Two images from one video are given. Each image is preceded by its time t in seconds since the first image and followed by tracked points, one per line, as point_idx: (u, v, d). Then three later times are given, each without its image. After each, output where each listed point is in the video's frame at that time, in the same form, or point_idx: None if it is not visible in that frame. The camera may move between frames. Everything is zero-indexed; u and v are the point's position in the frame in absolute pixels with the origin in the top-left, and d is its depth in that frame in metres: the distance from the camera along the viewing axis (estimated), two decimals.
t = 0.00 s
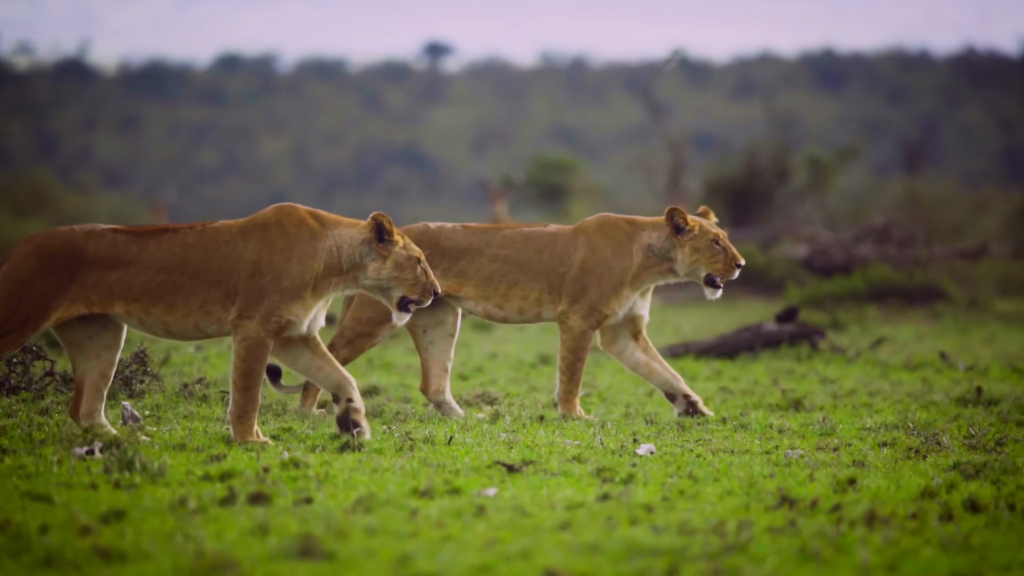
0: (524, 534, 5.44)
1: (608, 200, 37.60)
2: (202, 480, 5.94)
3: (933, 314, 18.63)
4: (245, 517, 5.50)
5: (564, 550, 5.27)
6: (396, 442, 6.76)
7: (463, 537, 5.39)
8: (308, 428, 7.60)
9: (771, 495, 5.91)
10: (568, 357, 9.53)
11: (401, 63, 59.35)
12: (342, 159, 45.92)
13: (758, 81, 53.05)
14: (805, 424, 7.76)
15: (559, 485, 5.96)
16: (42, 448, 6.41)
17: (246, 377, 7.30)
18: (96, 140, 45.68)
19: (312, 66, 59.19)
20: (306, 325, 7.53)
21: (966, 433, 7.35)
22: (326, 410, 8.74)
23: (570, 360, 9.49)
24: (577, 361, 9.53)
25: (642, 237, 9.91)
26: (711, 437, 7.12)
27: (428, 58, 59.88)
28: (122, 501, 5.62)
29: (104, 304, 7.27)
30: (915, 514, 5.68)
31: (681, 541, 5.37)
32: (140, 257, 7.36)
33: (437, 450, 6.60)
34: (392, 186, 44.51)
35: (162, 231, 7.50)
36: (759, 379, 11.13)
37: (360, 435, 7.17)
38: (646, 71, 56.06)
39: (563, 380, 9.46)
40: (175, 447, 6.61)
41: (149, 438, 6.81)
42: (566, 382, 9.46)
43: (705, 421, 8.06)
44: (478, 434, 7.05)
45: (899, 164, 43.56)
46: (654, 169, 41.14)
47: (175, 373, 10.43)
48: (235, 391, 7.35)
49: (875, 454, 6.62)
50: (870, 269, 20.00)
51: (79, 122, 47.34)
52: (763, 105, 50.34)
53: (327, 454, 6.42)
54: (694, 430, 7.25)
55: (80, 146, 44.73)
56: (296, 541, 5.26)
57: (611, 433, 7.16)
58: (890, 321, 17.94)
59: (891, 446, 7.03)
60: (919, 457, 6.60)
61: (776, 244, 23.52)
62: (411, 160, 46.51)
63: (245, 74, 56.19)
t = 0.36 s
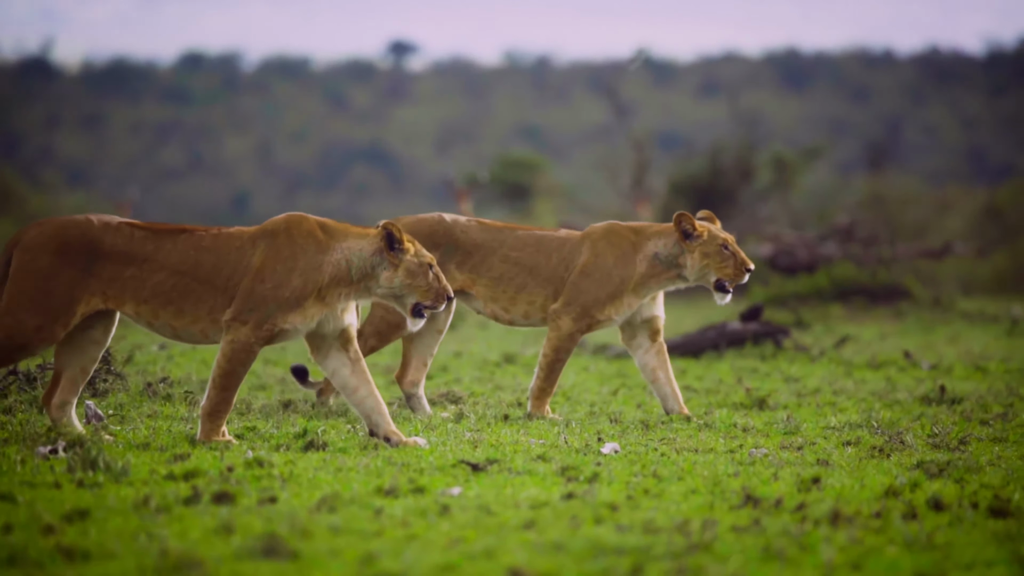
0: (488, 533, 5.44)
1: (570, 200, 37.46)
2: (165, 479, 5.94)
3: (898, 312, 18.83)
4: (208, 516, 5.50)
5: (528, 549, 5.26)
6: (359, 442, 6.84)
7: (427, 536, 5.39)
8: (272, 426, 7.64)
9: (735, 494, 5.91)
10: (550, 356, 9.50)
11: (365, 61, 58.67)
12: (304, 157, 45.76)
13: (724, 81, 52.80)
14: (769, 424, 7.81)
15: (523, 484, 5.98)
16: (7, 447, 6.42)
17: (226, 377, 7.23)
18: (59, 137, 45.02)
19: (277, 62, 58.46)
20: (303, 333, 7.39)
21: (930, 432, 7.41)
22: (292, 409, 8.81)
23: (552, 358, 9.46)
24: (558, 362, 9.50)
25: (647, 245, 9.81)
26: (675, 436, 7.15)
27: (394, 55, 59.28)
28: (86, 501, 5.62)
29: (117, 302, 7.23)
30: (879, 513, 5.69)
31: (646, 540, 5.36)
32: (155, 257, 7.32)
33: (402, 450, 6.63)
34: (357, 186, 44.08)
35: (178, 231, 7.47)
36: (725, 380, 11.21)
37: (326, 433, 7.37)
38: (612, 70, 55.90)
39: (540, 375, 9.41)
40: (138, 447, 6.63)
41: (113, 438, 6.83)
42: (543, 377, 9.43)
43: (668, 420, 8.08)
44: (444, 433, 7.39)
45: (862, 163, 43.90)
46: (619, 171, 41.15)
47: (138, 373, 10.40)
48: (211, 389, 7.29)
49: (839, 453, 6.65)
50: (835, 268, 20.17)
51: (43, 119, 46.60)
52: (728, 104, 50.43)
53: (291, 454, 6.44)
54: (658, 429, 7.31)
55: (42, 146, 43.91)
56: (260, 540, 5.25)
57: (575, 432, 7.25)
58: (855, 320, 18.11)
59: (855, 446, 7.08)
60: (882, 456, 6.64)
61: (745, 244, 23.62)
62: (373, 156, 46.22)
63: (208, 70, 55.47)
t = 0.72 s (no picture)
0: (450, 531, 5.42)
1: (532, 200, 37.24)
2: (126, 478, 5.94)
3: (858, 312, 19.00)
4: (170, 515, 5.49)
5: (489, 547, 5.25)
6: (321, 441, 6.91)
7: (388, 534, 5.37)
8: (234, 425, 7.68)
9: (697, 492, 5.95)
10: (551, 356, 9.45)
11: (326, 61, 58.03)
12: (267, 154, 45.21)
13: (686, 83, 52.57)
14: (732, 421, 8.00)
15: (485, 482, 6.00)
16: None
17: (218, 377, 7.11)
18: (18, 133, 43.67)
19: (238, 62, 57.74)
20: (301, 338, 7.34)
21: (890, 430, 7.61)
22: (254, 407, 8.82)
23: (552, 359, 9.40)
24: (559, 362, 9.44)
25: (651, 244, 9.83)
26: (638, 435, 7.21)
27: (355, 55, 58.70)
28: (47, 499, 5.60)
29: (143, 293, 7.29)
30: (840, 511, 5.71)
31: (607, 538, 5.36)
32: (173, 249, 7.31)
33: (364, 449, 6.67)
34: (319, 183, 43.33)
35: (196, 223, 7.46)
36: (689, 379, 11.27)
37: (287, 431, 7.43)
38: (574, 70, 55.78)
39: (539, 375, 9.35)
40: (99, 445, 6.66)
41: (75, 436, 6.85)
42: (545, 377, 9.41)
43: (631, 420, 8.29)
44: (406, 431, 7.52)
45: (822, 161, 44.10)
46: (581, 171, 41.24)
47: (98, 373, 10.35)
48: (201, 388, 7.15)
49: (801, 451, 6.70)
50: (796, 267, 20.32)
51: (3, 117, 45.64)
52: (690, 103, 50.51)
53: (253, 452, 6.46)
54: (621, 428, 7.38)
55: None
56: (222, 538, 5.24)
57: (537, 430, 7.34)
58: (816, 318, 18.23)
59: (817, 443, 7.21)
60: (845, 454, 6.71)
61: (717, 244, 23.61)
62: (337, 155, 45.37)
63: (168, 70, 54.68)
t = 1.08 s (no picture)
0: (411, 531, 5.41)
1: (494, 202, 37.07)
2: (86, 478, 5.95)
3: (818, 311, 19.10)
4: (129, 515, 5.48)
5: (450, 547, 5.24)
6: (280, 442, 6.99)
7: (349, 534, 5.36)
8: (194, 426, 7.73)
9: (657, 492, 5.95)
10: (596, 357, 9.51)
11: (287, 60, 57.27)
12: (225, 155, 44.57)
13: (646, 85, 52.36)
14: (692, 421, 8.06)
15: (445, 482, 6.00)
16: None
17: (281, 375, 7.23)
18: None
19: (198, 61, 56.90)
20: (328, 327, 7.49)
21: (850, 429, 7.66)
22: (214, 407, 8.82)
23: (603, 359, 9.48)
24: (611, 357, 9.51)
25: (648, 237, 9.89)
26: (598, 434, 7.27)
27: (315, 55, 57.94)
28: (6, 499, 5.58)
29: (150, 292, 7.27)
30: (800, 510, 5.72)
31: (567, 537, 5.36)
32: (178, 246, 7.33)
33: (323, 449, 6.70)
34: (279, 184, 42.79)
35: (197, 220, 7.46)
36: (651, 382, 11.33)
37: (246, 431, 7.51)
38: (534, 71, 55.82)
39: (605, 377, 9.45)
40: (57, 445, 6.73)
41: (35, 437, 6.87)
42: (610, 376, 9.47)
43: (589, 418, 8.47)
44: (366, 431, 7.69)
45: (783, 160, 44.02)
46: (541, 171, 41.25)
47: (56, 373, 10.29)
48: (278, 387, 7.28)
49: (760, 450, 6.74)
50: (757, 266, 20.40)
51: None
52: (649, 104, 50.48)
53: (214, 452, 6.46)
54: (580, 428, 7.44)
55: None
56: (183, 538, 5.22)
57: (497, 430, 7.42)
58: (776, 318, 18.27)
59: (777, 443, 7.24)
60: (804, 453, 6.75)
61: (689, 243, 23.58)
62: (294, 154, 44.84)
63: (127, 70, 53.91)
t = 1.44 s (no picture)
0: (375, 530, 5.40)
1: (459, 202, 36.67)
2: (50, 478, 5.95)
3: (782, 311, 19.20)
4: (93, 514, 5.48)
5: (414, 546, 5.23)
6: (243, 441, 7.03)
7: (313, 533, 5.36)
8: (158, 425, 7.75)
9: (621, 491, 5.97)
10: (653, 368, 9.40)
11: (249, 58, 56.55)
12: (189, 155, 43.58)
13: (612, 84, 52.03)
14: (654, 422, 8.50)
15: (410, 481, 6.02)
16: None
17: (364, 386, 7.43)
18: None
19: (159, 59, 55.97)
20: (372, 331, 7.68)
21: (813, 430, 7.70)
22: (178, 405, 8.83)
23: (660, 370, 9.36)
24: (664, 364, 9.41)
25: (655, 239, 9.86)
26: (562, 434, 7.48)
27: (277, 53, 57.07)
28: None
29: (165, 297, 7.33)
30: (763, 509, 5.73)
31: (531, 537, 5.34)
32: (192, 252, 7.36)
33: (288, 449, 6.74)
34: (243, 180, 41.84)
35: (210, 227, 7.48)
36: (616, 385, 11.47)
37: (210, 430, 7.56)
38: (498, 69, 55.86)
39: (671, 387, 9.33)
40: (21, 444, 6.73)
41: None
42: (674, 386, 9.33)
43: (556, 418, 8.65)
44: (328, 430, 7.86)
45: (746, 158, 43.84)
46: (506, 169, 40.94)
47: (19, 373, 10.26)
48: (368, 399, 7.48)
49: (724, 450, 6.80)
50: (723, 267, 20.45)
51: None
52: (613, 103, 50.43)
53: (178, 452, 6.47)
54: (545, 428, 7.66)
55: None
56: (147, 538, 5.21)
57: (461, 432, 7.66)
58: (741, 317, 18.30)
59: (740, 443, 7.28)
60: (767, 454, 6.80)
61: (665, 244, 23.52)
62: (259, 156, 43.79)
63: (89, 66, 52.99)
